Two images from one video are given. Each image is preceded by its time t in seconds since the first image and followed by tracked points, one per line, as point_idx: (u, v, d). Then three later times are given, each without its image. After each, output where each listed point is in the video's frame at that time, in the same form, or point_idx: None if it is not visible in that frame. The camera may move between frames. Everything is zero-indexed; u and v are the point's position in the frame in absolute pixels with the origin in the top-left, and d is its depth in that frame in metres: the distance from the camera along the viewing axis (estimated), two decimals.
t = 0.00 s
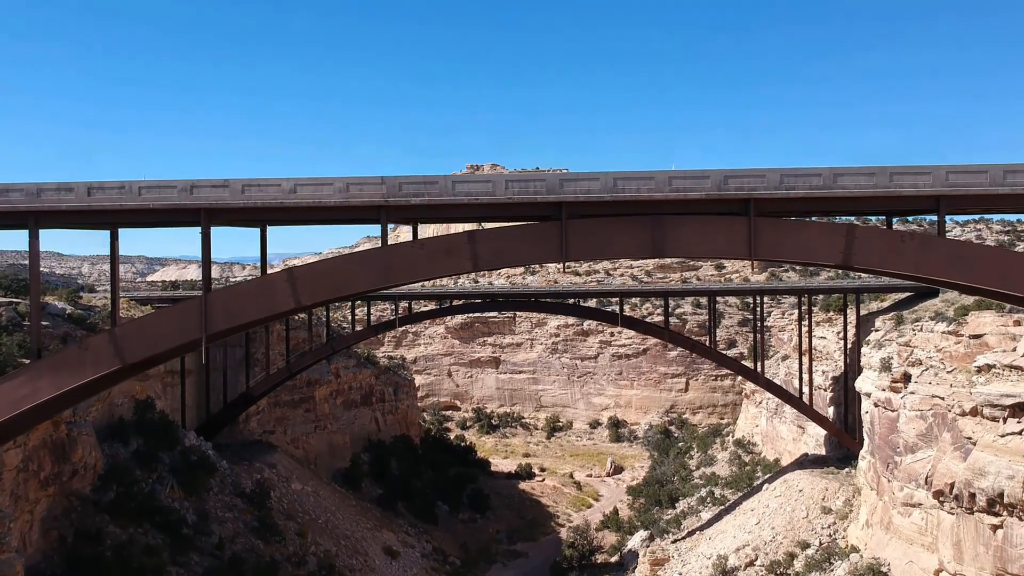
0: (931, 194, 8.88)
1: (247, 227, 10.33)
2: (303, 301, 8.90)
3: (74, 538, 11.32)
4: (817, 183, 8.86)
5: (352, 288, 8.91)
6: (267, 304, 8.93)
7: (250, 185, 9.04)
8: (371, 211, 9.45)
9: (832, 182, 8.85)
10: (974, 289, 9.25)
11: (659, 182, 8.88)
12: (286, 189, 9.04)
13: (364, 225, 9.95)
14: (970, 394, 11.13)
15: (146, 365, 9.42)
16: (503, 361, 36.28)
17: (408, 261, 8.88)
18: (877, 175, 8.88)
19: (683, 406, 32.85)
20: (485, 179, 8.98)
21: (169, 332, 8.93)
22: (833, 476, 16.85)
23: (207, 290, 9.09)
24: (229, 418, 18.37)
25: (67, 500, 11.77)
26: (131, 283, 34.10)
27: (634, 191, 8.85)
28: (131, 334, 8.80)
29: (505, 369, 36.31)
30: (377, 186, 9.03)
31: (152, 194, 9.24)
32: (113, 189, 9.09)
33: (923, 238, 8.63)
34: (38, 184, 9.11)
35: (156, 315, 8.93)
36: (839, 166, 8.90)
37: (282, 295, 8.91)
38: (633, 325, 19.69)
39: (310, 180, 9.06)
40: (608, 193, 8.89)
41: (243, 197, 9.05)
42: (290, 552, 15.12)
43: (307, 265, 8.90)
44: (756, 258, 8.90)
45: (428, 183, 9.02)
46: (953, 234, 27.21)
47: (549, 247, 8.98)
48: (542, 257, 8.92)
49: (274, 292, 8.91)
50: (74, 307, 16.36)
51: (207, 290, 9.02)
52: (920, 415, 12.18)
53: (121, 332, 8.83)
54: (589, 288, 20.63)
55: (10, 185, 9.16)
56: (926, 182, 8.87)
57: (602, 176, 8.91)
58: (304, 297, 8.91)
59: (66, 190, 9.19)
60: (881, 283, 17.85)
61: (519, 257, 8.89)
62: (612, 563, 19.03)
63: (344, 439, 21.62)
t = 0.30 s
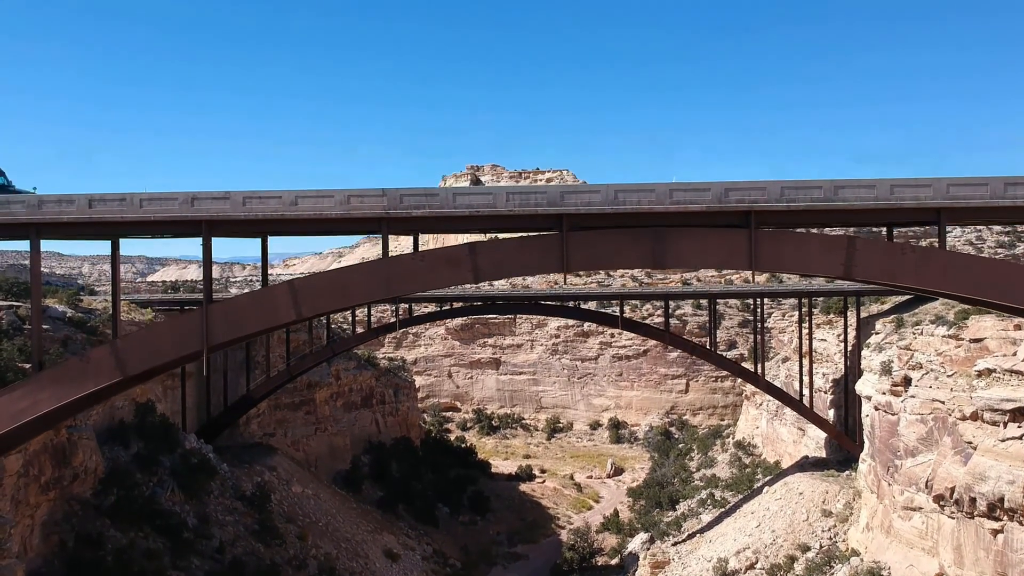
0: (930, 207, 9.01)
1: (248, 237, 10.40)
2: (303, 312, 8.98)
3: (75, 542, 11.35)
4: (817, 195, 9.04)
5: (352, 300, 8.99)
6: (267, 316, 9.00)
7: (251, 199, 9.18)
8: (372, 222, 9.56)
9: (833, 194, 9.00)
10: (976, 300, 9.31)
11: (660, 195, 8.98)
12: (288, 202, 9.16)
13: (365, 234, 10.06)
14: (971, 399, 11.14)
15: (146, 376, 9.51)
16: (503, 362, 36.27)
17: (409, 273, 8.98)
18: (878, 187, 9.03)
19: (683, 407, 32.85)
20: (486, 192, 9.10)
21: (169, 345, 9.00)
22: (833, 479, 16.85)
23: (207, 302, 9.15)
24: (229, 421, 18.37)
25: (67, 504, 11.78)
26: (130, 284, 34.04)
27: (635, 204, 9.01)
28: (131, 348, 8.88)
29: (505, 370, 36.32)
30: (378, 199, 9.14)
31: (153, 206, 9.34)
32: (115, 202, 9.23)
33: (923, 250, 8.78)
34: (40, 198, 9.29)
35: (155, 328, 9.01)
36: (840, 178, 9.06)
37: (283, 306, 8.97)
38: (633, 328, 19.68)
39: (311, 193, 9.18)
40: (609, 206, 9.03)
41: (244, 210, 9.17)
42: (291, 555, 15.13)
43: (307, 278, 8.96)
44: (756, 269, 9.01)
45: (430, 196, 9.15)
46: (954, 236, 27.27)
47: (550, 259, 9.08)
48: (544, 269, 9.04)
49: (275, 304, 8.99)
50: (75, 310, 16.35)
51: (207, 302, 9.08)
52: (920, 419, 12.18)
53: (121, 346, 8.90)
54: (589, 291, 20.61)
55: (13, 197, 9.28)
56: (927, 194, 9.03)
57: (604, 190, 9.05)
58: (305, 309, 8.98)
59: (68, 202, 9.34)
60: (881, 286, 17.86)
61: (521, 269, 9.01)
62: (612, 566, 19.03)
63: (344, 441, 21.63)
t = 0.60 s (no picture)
0: (930, 219, 9.11)
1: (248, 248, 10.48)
2: (305, 324, 9.05)
3: (75, 546, 11.36)
4: (818, 209, 9.12)
5: (354, 312, 9.09)
6: (269, 328, 9.06)
7: (253, 211, 9.29)
8: (372, 233, 9.65)
9: (834, 208, 9.11)
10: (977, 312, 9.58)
11: (661, 209, 9.12)
12: (289, 215, 9.27)
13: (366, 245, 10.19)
14: (972, 404, 11.15)
15: (146, 388, 9.54)
16: (503, 364, 36.25)
17: (411, 285, 9.13)
18: (879, 201, 9.12)
19: (683, 409, 32.86)
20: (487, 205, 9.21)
21: (171, 357, 9.04)
22: (833, 482, 16.85)
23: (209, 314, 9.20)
24: (229, 424, 18.33)
25: (68, 509, 11.79)
26: (129, 286, 33.96)
27: (634, 217, 9.15)
28: (133, 361, 8.90)
29: (505, 372, 36.32)
30: (380, 211, 9.26)
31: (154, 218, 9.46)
32: (116, 215, 9.34)
33: (923, 263, 8.99)
34: (41, 210, 9.30)
35: (156, 341, 9.04)
36: (842, 192, 9.17)
37: (286, 319, 9.04)
38: (633, 331, 19.64)
39: (312, 206, 9.26)
40: (610, 219, 9.17)
41: (246, 222, 9.31)
42: (291, 559, 15.13)
43: (309, 290, 9.05)
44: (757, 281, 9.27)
45: (432, 208, 9.27)
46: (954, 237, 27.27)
47: (551, 270, 9.28)
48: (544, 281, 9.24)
49: (278, 316, 9.05)
50: (75, 314, 16.35)
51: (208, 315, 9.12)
52: (921, 424, 12.15)
53: (122, 359, 8.93)
54: (589, 294, 20.60)
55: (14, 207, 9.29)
56: (927, 208, 9.11)
57: (604, 203, 9.18)
58: (307, 321, 9.07)
59: (68, 215, 9.39)
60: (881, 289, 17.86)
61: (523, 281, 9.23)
62: (613, 569, 19.02)
63: (344, 444, 21.63)
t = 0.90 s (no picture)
0: (931, 232, 9.50)
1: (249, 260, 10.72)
2: (305, 336, 9.32)
3: (75, 551, 11.37)
4: (819, 221, 9.53)
5: (354, 323, 9.36)
6: (269, 340, 9.31)
7: (253, 223, 9.69)
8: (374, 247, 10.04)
9: (834, 220, 9.52)
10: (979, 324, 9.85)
11: (661, 221, 9.58)
12: (290, 227, 9.64)
13: (368, 256, 10.54)
14: (972, 408, 11.15)
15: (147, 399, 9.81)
16: (504, 365, 36.26)
17: (412, 297, 9.38)
18: (880, 214, 9.51)
19: (684, 410, 32.88)
20: (489, 218, 9.63)
21: (172, 369, 9.31)
22: (834, 485, 16.85)
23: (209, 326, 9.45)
24: (229, 427, 18.31)
25: (68, 513, 11.81)
26: (129, 286, 33.93)
27: (636, 229, 9.56)
28: (134, 373, 9.18)
29: (506, 373, 36.32)
30: (381, 223, 9.64)
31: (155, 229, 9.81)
32: (118, 226, 9.67)
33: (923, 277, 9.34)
34: (43, 222, 9.64)
35: (155, 352, 9.30)
36: (842, 206, 9.58)
37: (286, 331, 9.29)
38: (634, 334, 19.60)
39: (313, 219, 9.70)
40: (612, 231, 9.58)
41: (246, 233, 9.67)
42: (292, 562, 15.14)
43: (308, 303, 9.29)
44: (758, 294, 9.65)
45: (432, 221, 9.67)
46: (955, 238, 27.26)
47: (553, 280, 9.61)
48: (545, 292, 9.55)
49: (278, 328, 9.30)
50: (76, 317, 16.37)
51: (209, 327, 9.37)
52: (921, 428, 12.19)
53: (124, 371, 9.20)
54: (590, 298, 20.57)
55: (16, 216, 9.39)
56: (928, 220, 9.52)
57: (605, 215, 9.58)
58: (307, 333, 9.33)
59: (70, 226, 9.73)
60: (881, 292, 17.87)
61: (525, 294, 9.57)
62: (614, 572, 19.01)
63: (344, 447, 21.63)
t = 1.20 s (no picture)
0: (933, 244, 9.58)
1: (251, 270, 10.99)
2: (306, 348, 9.53)
3: (77, 555, 11.41)
4: (821, 234, 9.64)
5: (355, 335, 9.55)
6: (271, 352, 9.53)
7: (255, 235, 9.93)
8: (375, 259, 10.28)
9: (836, 233, 9.60)
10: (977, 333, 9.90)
11: (664, 234, 9.71)
12: (292, 239, 9.89)
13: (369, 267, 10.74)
14: (973, 413, 11.17)
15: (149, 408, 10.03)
16: (504, 366, 36.26)
17: (413, 311, 9.54)
18: (881, 226, 9.59)
19: (684, 412, 32.89)
20: (490, 229, 9.85)
21: (174, 381, 9.53)
22: (834, 488, 16.86)
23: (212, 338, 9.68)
24: (230, 429, 18.37)
25: (69, 517, 11.82)
26: (130, 288, 33.98)
27: (638, 241, 9.70)
28: (137, 385, 9.43)
29: (506, 374, 36.34)
30: (381, 236, 9.88)
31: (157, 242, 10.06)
32: (120, 238, 9.94)
33: (924, 289, 9.37)
34: (44, 234, 9.90)
35: (157, 365, 9.52)
36: (844, 218, 9.64)
37: (287, 343, 9.50)
38: (634, 337, 19.58)
39: (315, 231, 9.92)
40: (612, 243, 9.74)
41: (247, 245, 9.91)
42: (293, 565, 15.14)
43: (309, 316, 9.49)
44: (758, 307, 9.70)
45: (433, 233, 9.89)
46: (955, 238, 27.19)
47: (554, 292, 9.75)
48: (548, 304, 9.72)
49: (279, 340, 9.53)
50: (76, 320, 16.38)
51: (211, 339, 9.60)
52: (922, 432, 12.17)
53: (126, 382, 9.44)
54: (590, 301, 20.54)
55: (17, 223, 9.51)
56: (928, 233, 9.61)
57: (607, 228, 9.75)
58: (308, 346, 9.54)
59: (70, 239, 9.97)
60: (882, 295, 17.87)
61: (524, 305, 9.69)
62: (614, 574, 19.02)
63: (345, 449, 21.64)
